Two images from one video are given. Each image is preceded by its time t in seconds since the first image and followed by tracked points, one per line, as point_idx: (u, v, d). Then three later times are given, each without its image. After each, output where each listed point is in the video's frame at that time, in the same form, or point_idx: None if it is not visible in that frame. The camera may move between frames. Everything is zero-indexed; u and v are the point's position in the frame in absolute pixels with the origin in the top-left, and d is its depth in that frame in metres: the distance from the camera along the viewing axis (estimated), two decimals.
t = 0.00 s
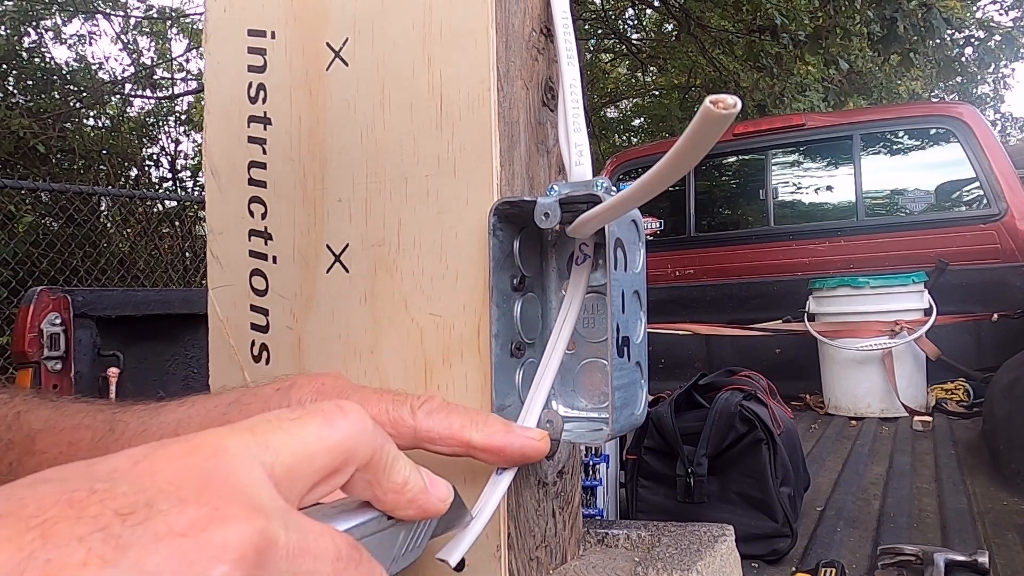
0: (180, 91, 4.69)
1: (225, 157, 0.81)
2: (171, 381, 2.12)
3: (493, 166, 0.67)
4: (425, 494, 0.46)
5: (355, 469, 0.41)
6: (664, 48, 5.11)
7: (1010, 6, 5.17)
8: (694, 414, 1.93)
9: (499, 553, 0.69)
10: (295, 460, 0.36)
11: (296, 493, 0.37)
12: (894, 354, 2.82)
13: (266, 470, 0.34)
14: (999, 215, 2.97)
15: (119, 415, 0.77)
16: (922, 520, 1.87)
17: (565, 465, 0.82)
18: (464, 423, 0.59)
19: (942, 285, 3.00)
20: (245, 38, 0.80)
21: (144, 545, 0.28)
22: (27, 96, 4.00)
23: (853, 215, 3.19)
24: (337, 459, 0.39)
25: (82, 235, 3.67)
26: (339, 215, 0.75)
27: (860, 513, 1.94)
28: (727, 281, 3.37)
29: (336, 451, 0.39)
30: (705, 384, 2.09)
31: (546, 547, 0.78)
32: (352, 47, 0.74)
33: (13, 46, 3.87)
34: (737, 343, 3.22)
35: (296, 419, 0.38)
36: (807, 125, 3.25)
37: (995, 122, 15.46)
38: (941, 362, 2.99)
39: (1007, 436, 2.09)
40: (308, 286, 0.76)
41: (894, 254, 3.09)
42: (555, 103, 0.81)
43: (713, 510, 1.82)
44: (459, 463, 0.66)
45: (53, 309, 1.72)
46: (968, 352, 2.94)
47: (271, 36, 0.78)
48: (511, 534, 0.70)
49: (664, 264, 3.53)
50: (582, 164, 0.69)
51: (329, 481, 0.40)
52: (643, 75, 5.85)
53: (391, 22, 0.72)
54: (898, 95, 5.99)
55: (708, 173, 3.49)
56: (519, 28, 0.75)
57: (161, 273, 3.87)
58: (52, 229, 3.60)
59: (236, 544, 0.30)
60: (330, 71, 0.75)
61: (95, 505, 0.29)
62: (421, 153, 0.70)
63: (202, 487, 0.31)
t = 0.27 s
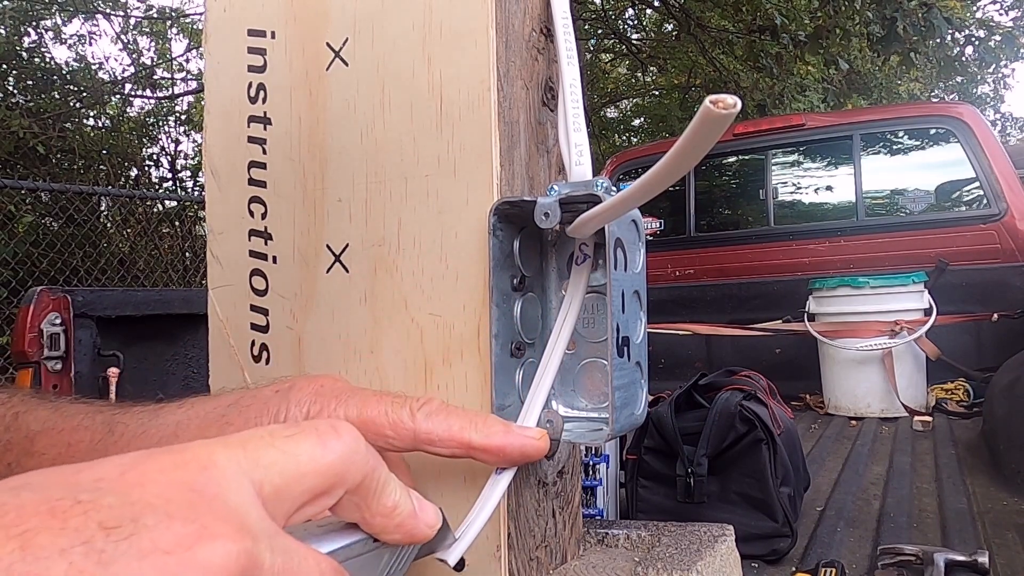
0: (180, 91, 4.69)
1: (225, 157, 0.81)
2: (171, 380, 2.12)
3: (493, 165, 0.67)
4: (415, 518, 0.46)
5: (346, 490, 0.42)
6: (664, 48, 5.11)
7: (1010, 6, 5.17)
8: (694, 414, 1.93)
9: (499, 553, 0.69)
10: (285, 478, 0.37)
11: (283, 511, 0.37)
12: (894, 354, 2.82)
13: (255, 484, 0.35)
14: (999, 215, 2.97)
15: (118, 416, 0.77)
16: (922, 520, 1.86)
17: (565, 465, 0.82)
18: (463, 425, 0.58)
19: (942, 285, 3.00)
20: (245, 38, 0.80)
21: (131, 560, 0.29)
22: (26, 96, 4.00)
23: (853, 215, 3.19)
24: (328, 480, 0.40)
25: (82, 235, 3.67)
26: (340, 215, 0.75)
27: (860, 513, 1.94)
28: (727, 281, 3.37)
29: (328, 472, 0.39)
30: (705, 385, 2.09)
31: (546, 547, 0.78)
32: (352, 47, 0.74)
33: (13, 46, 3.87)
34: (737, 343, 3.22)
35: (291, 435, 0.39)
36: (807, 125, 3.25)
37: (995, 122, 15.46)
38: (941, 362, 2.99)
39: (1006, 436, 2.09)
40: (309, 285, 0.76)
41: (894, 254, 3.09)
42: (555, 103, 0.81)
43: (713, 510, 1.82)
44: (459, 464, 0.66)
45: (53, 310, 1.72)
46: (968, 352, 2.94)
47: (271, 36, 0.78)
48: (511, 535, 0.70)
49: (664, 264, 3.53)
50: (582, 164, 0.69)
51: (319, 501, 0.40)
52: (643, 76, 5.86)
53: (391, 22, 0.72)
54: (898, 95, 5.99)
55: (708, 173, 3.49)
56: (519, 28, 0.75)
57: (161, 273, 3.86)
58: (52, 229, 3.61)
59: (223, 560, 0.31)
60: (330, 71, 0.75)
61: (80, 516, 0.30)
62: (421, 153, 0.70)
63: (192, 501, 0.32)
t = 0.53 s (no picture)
0: (180, 91, 4.69)
1: (225, 157, 0.81)
2: (171, 380, 2.12)
3: (493, 165, 0.67)
4: None
5: None
6: (664, 48, 5.11)
7: (1011, 6, 5.17)
8: (694, 413, 1.93)
9: (500, 553, 0.69)
10: None
11: None
12: (894, 354, 2.82)
13: None
14: (999, 215, 2.97)
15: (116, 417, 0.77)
16: (922, 520, 1.86)
17: (565, 465, 0.82)
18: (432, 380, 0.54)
19: (942, 285, 3.00)
20: (245, 38, 0.80)
21: None
22: (27, 96, 4.01)
23: (853, 215, 3.19)
24: None
25: (82, 234, 3.67)
26: (340, 214, 0.75)
27: (859, 513, 1.94)
28: (727, 281, 3.37)
29: None
30: (705, 384, 2.09)
31: (546, 546, 0.78)
32: (353, 47, 0.74)
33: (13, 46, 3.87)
34: (737, 343, 3.22)
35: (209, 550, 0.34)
36: (807, 125, 3.25)
37: (995, 122, 15.46)
38: (942, 362, 2.99)
39: (1006, 436, 2.09)
40: (309, 285, 0.76)
41: (894, 254, 3.09)
42: (555, 103, 0.81)
43: (712, 510, 1.82)
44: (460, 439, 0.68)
45: (53, 310, 1.72)
46: (969, 352, 2.94)
47: (271, 36, 0.78)
48: (511, 534, 0.70)
49: (664, 264, 3.53)
50: (582, 163, 0.69)
51: None
52: (643, 76, 5.86)
53: (391, 21, 0.72)
54: (898, 95, 5.98)
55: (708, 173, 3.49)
56: (519, 27, 0.75)
57: (161, 273, 3.84)
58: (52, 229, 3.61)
59: None
60: (330, 71, 0.75)
61: None
62: (421, 153, 0.70)
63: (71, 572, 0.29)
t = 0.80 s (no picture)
0: (180, 91, 4.68)
1: (225, 157, 0.81)
2: (171, 381, 2.12)
3: (493, 165, 0.67)
4: None
5: None
6: (664, 48, 5.11)
7: (1010, 6, 5.17)
8: (694, 413, 1.93)
9: (499, 552, 0.69)
10: None
11: None
12: (894, 354, 2.82)
13: None
14: (999, 215, 2.97)
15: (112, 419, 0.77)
16: (922, 520, 1.86)
17: (565, 464, 0.82)
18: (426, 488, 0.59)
19: (942, 285, 3.00)
20: (245, 37, 0.80)
21: None
22: (27, 96, 4.01)
23: (853, 215, 3.19)
24: None
25: (82, 235, 3.67)
26: (340, 214, 0.75)
27: (860, 514, 1.94)
28: (727, 281, 3.37)
29: None
30: (705, 384, 2.09)
31: (546, 546, 0.78)
32: (353, 47, 0.74)
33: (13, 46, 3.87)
34: (737, 343, 3.22)
35: None
36: (807, 125, 3.25)
37: (995, 122, 15.47)
38: (942, 362, 2.99)
39: (1006, 436, 2.09)
40: (309, 284, 0.76)
41: (894, 254, 3.09)
42: (555, 103, 0.81)
43: (713, 510, 1.82)
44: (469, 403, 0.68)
45: (53, 310, 1.72)
46: (969, 352, 2.94)
47: (270, 35, 0.78)
48: (512, 534, 0.70)
49: (664, 265, 3.53)
50: (582, 163, 0.69)
51: None
52: (643, 75, 5.86)
53: (391, 21, 0.72)
54: (898, 95, 5.99)
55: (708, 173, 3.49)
56: (520, 27, 0.75)
57: (160, 273, 3.84)
58: (52, 229, 3.61)
59: None
60: (330, 71, 0.75)
61: None
62: (421, 153, 0.70)
63: None
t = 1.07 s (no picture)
0: (180, 91, 4.68)
1: (225, 157, 0.81)
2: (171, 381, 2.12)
3: (493, 165, 0.67)
4: None
5: None
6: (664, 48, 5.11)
7: (1010, 6, 5.17)
8: (695, 413, 1.93)
9: (500, 552, 0.69)
10: None
11: None
12: (894, 354, 2.82)
13: None
14: (999, 215, 2.97)
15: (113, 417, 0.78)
16: (922, 520, 1.86)
17: (565, 465, 0.82)
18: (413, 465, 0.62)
19: (942, 285, 3.00)
20: (245, 38, 0.80)
21: None
22: (27, 96, 4.01)
23: (853, 215, 3.19)
24: None
25: (82, 235, 3.67)
26: (340, 214, 0.75)
27: (859, 514, 1.94)
28: (727, 281, 3.37)
29: None
30: (705, 384, 2.09)
31: (546, 546, 0.78)
32: (353, 47, 0.74)
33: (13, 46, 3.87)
34: (738, 343, 3.22)
35: None
36: (807, 125, 3.25)
37: (995, 122, 15.46)
38: (942, 362, 2.99)
39: (1006, 436, 2.09)
40: (309, 284, 0.76)
41: (894, 254, 3.09)
42: (555, 103, 0.81)
43: (712, 510, 1.82)
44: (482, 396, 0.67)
45: (53, 309, 1.72)
46: (969, 352, 2.94)
47: (270, 36, 0.78)
48: (512, 533, 0.70)
49: (664, 264, 3.53)
50: (582, 163, 0.69)
51: None
52: (643, 75, 5.86)
53: (391, 21, 0.72)
54: (898, 95, 5.97)
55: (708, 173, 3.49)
56: (520, 27, 0.75)
57: (160, 273, 3.84)
58: (52, 229, 3.61)
59: None
60: (330, 71, 0.75)
61: None
62: (421, 153, 0.70)
63: None
